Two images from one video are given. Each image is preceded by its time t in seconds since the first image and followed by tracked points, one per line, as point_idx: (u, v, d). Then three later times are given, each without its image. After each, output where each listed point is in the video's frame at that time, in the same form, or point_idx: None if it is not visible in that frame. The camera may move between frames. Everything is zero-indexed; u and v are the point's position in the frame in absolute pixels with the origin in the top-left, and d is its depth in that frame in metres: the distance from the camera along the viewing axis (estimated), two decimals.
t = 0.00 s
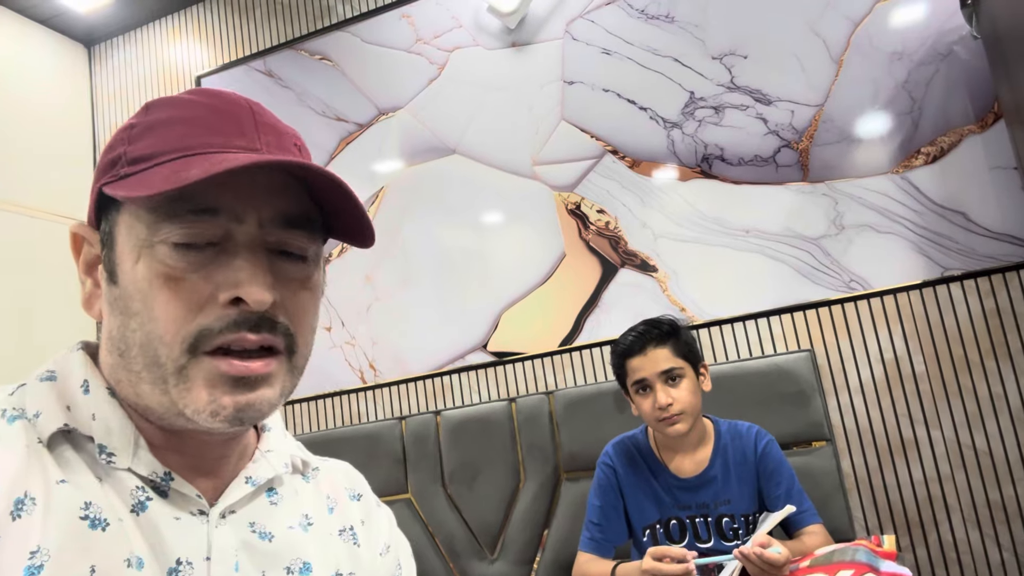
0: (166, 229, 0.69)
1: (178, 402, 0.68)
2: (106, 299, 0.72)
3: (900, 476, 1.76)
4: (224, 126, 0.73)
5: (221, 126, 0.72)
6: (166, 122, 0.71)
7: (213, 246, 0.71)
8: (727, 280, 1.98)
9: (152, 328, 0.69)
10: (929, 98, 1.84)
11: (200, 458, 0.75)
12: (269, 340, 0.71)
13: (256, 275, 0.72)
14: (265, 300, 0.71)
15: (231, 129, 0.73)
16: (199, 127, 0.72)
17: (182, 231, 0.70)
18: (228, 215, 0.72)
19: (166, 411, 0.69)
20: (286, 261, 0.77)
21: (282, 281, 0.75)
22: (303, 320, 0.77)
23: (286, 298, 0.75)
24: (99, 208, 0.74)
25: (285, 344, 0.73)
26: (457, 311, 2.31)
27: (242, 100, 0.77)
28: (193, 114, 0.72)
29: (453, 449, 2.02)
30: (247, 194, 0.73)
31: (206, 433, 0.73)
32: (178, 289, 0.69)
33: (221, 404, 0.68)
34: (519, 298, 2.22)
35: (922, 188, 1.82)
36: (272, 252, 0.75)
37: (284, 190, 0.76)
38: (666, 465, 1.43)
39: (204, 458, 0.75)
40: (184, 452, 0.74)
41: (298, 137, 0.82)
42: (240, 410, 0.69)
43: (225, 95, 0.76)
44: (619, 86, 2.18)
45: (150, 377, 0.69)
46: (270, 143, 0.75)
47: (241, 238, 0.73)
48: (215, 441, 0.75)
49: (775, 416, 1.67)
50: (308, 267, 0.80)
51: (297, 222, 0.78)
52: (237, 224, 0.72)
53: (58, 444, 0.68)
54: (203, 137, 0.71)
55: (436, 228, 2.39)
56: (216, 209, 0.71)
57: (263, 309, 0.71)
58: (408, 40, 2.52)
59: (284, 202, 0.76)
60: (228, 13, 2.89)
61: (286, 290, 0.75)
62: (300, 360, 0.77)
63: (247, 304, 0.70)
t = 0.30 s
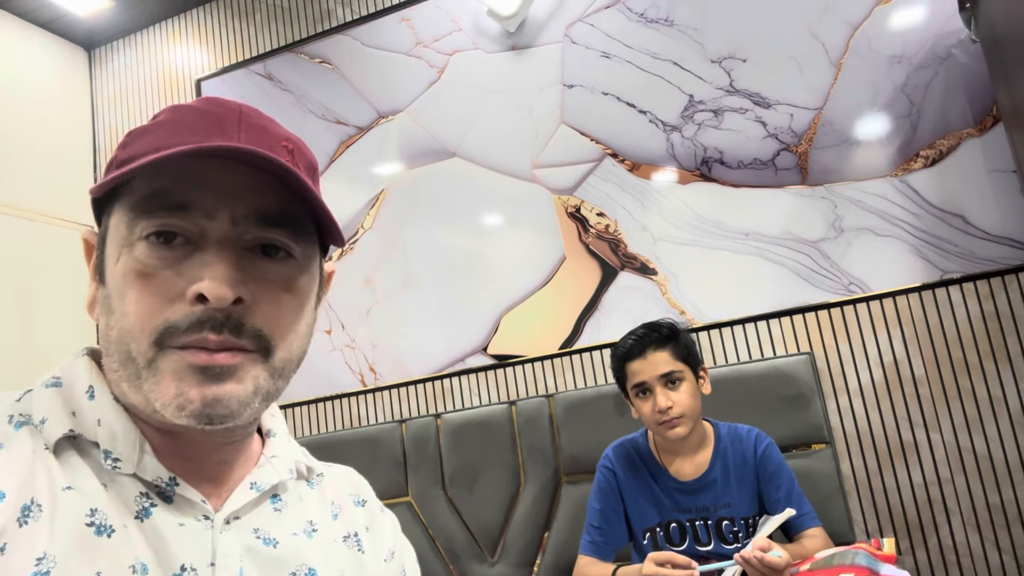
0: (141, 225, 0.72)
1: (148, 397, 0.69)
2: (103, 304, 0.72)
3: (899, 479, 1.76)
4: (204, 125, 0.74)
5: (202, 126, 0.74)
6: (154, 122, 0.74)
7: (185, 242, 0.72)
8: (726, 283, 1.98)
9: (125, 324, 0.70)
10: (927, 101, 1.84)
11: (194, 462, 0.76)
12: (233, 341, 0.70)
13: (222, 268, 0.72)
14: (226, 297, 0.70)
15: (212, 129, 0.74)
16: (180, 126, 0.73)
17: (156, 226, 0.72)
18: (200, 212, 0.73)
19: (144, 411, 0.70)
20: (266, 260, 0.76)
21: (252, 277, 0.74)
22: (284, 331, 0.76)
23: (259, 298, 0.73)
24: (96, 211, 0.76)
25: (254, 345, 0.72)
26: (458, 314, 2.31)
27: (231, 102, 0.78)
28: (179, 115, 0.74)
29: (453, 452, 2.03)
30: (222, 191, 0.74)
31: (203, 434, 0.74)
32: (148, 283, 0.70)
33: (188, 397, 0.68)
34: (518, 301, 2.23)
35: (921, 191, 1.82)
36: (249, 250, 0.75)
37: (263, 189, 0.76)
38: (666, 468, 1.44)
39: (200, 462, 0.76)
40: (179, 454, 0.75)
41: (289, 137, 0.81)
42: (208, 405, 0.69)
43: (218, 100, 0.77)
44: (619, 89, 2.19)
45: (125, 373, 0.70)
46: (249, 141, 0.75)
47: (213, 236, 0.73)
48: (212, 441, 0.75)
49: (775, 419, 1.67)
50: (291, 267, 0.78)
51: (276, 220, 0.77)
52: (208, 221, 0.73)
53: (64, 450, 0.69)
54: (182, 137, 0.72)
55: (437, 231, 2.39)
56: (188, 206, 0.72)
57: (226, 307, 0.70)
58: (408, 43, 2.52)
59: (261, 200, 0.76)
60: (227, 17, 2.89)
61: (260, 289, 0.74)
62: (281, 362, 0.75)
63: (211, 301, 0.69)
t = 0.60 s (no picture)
0: (138, 213, 0.72)
1: (146, 383, 0.69)
2: (103, 294, 0.73)
3: (899, 477, 1.77)
4: (199, 114, 0.74)
5: (197, 115, 0.74)
6: (151, 112, 0.75)
7: (181, 230, 0.73)
8: (725, 282, 1.98)
9: (123, 312, 0.70)
10: (926, 100, 1.85)
11: (192, 450, 0.76)
12: (228, 330, 0.70)
13: (217, 254, 0.72)
14: (220, 283, 0.70)
15: (207, 118, 0.75)
16: (176, 115, 0.74)
17: (152, 215, 0.72)
18: (195, 199, 0.73)
19: (141, 399, 0.70)
20: (262, 248, 0.76)
21: (248, 264, 0.74)
22: (279, 316, 0.76)
23: (253, 284, 0.74)
24: (96, 201, 0.77)
25: (249, 333, 0.72)
26: (458, 313, 2.31)
27: (228, 93, 0.78)
28: (176, 105, 0.75)
29: (453, 451, 2.03)
30: (216, 177, 0.74)
31: (202, 423, 0.74)
32: (143, 271, 0.70)
33: (185, 386, 0.69)
34: (517, 301, 2.23)
35: (919, 190, 1.83)
36: (245, 237, 0.75)
37: (258, 175, 0.77)
38: (665, 466, 1.44)
39: (199, 451, 0.77)
40: (179, 444, 0.75)
41: (286, 127, 0.81)
42: (205, 395, 0.69)
43: (215, 91, 0.78)
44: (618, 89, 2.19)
45: (122, 361, 0.70)
46: (244, 128, 0.75)
47: (208, 222, 0.74)
48: (210, 430, 0.75)
49: (775, 416, 1.68)
50: (287, 255, 0.78)
51: (271, 207, 0.77)
52: (204, 208, 0.73)
53: (66, 440, 0.69)
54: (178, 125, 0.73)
55: (437, 231, 2.39)
56: (184, 192, 0.73)
57: (220, 293, 0.70)
58: (408, 44, 2.53)
59: (256, 186, 0.76)
60: (228, 17, 2.90)
61: (255, 275, 0.74)
62: (276, 349, 0.75)
63: (204, 288, 0.69)
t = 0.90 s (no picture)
0: (141, 212, 0.73)
1: (147, 381, 0.69)
2: (105, 294, 0.73)
3: (899, 478, 1.76)
4: (201, 114, 0.75)
5: (199, 115, 0.75)
6: (153, 113, 0.75)
7: (184, 228, 0.73)
8: (726, 284, 1.98)
9: (126, 311, 0.70)
10: (926, 102, 1.85)
11: (194, 452, 0.76)
12: (231, 320, 0.70)
13: (219, 251, 0.73)
14: (223, 279, 0.70)
15: (209, 118, 0.75)
16: (178, 115, 0.74)
17: (155, 215, 0.73)
18: (197, 198, 0.74)
19: (144, 398, 0.70)
20: (263, 246, 0.77)
21: (249, 260, 0.75)
22: (283, 314, 0.76)
23: (256, 280, 0.74)
24: (98, 201, 0.77)
25: (251, 327, 0.72)
26: (459, 314, 2.31)
27: (230, 95, 0.79)
28: (178, 106, 0.75)
29: (453, 452, 2.03)
30: (218, 176, 0.75)
31: (204, 423, 0.74)
32: (147, 269, 0.71)
33: (184, 383, 0.68)
34: (517, 303, 2.23)
35: (919, 191, 1.83)
36: (246, 236, 0.76)
37: (259, 174, 0.77)
38: (666, 467, 1.44)
39: (201, 451, 0.77)
40: (181, 444, 0.76)
41: (287, 129, 0.82)
42: (205, 391, 0.69)
43: (218, 93, 0.79)
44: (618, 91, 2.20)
45: (124, 360, 0.70)
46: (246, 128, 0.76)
47: (210, 222, 0.74)
48: (211, 431, 0.75)
49: (776, 418, 1.67)
50: (288, 254, 0.78)
51: (272, 206, 0.78)
52: (206, 208, 0.74)
53: (68, 442, 0.69)
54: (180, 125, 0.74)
55: (437, 233, 2.39)
56: (186, 192, 0.73)
57: (224, 289, 0.71)
58: (408, 46, 2.53)
59: (258, 185, 0.77)
60: (228, 19, 2.90)
61: (257, 271, 0.75)
62: (278, 350, 0.75)
63: (208, 284, 0.70)
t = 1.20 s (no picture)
0: (143, 208, 0.73)
1: (149, 379, 0.69)
2: (106, 291, 0.73)
3: (899, 480, 1.76)
4: (204, 111, 0.75)
5: (202, 112, 0.75)
6: (155, 111, 0.75)
7: (186, 224, 0.73)
8: (726, 285, 1.98)
9: (129, 308, 0.70)
10: (926, 103, 1.85)
11: (195, 450, 0.76)
12: (233, 318, 0.70)
13: (221, 247, 0.73)
14: (226, 274, 0.71)
15: (211, 115, 0.75)
16: (180, 112, 0.74)
17: (157, 210, 0.73)
18: (200, 194, 0.74)
19: (144, 396, 0.70)
20: (265, 243, 0.77)
21: (250, 258, 0.75)
22: (283, 311, 0.76)
23: (255, 277, 0.74)
24: (99, 199, 0.77)
25: (251, 324, 0.71)
26: (459, 315, 2.31)
27: (232, 94, 0.79)
28: (180, 104, 0.76)
29: (453, 453, 2.02)
30: (221, 173, 0.75)
31: (204, 421, 0.74)
32: (150, 266, 0.70)
33: (188, 383, 0.68)
34: (517, 304, 2.23)
35: (919, 192, 1.83)
36: (248, 233, 0.76)
37: (261, 172, 0.78)
38: (665, 467, 1.44)
39: (202, 448, 0.76)
40: (182, 443, 0.76)
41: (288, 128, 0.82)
42: (207, 392, 0.69)
43: (219, 92, 0.79)
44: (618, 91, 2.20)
45: (126, 357, 0.70)
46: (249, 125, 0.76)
47: (213, 218, 0.74)
48: (211, 430, 0.75)
49: (775, 418, 1.67)
50: (289, 251, 0.78)
51: (274, 202, 0.78)
52: (208, 204, 0.74)
53: (67, 441, 0.69)
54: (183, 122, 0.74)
55: (437, 234, 2.39)
56: (189, 188, 0.74)
57: (225, 285, 0.71)
58: (408, 47, 2.54)
59: (259, 182, 0.77)
60: (228, 20, 2.91)
61: (257, 268, 0.75)
62: (274, 347, 0.74)
63: (211, 280, 0.70)
